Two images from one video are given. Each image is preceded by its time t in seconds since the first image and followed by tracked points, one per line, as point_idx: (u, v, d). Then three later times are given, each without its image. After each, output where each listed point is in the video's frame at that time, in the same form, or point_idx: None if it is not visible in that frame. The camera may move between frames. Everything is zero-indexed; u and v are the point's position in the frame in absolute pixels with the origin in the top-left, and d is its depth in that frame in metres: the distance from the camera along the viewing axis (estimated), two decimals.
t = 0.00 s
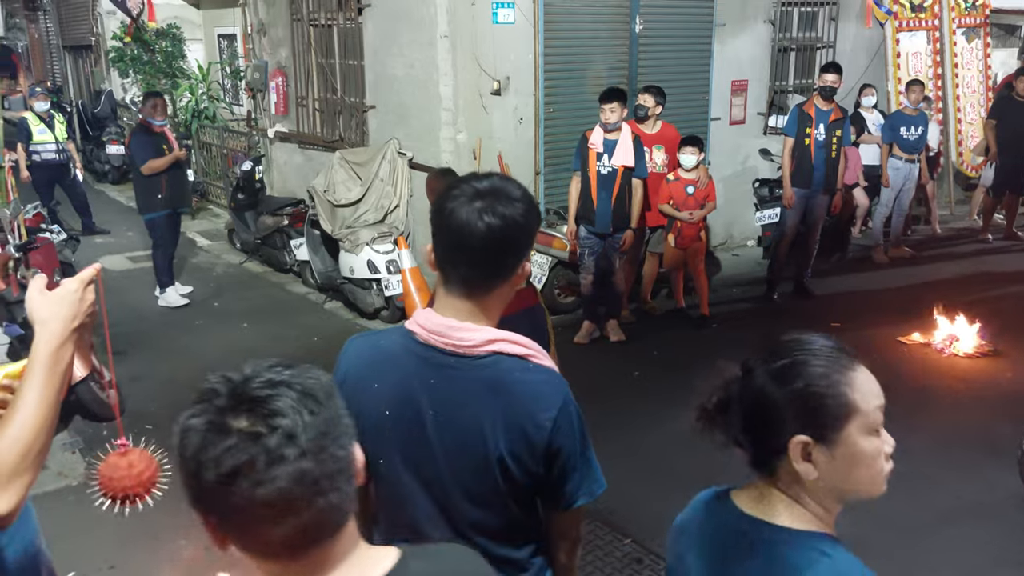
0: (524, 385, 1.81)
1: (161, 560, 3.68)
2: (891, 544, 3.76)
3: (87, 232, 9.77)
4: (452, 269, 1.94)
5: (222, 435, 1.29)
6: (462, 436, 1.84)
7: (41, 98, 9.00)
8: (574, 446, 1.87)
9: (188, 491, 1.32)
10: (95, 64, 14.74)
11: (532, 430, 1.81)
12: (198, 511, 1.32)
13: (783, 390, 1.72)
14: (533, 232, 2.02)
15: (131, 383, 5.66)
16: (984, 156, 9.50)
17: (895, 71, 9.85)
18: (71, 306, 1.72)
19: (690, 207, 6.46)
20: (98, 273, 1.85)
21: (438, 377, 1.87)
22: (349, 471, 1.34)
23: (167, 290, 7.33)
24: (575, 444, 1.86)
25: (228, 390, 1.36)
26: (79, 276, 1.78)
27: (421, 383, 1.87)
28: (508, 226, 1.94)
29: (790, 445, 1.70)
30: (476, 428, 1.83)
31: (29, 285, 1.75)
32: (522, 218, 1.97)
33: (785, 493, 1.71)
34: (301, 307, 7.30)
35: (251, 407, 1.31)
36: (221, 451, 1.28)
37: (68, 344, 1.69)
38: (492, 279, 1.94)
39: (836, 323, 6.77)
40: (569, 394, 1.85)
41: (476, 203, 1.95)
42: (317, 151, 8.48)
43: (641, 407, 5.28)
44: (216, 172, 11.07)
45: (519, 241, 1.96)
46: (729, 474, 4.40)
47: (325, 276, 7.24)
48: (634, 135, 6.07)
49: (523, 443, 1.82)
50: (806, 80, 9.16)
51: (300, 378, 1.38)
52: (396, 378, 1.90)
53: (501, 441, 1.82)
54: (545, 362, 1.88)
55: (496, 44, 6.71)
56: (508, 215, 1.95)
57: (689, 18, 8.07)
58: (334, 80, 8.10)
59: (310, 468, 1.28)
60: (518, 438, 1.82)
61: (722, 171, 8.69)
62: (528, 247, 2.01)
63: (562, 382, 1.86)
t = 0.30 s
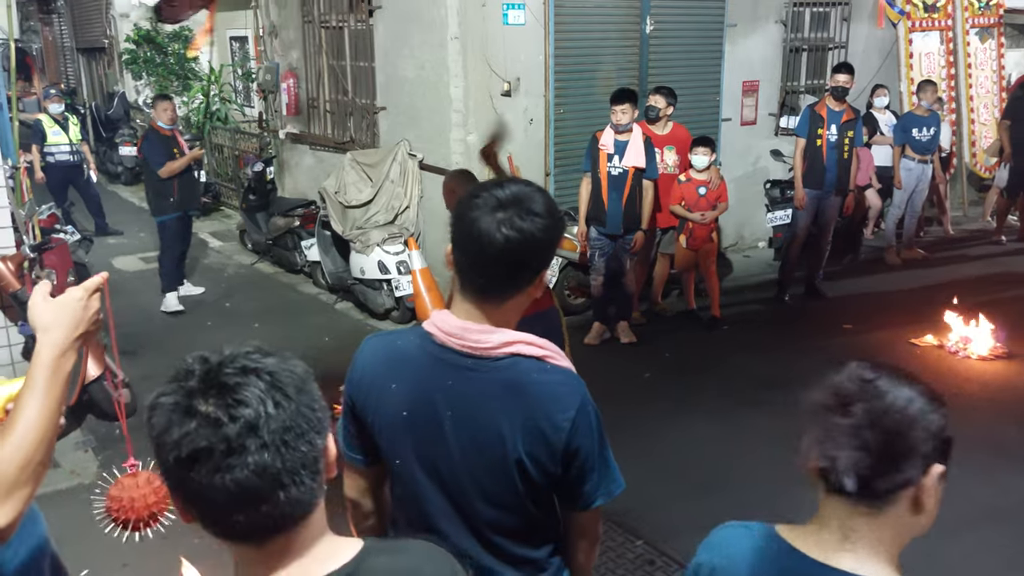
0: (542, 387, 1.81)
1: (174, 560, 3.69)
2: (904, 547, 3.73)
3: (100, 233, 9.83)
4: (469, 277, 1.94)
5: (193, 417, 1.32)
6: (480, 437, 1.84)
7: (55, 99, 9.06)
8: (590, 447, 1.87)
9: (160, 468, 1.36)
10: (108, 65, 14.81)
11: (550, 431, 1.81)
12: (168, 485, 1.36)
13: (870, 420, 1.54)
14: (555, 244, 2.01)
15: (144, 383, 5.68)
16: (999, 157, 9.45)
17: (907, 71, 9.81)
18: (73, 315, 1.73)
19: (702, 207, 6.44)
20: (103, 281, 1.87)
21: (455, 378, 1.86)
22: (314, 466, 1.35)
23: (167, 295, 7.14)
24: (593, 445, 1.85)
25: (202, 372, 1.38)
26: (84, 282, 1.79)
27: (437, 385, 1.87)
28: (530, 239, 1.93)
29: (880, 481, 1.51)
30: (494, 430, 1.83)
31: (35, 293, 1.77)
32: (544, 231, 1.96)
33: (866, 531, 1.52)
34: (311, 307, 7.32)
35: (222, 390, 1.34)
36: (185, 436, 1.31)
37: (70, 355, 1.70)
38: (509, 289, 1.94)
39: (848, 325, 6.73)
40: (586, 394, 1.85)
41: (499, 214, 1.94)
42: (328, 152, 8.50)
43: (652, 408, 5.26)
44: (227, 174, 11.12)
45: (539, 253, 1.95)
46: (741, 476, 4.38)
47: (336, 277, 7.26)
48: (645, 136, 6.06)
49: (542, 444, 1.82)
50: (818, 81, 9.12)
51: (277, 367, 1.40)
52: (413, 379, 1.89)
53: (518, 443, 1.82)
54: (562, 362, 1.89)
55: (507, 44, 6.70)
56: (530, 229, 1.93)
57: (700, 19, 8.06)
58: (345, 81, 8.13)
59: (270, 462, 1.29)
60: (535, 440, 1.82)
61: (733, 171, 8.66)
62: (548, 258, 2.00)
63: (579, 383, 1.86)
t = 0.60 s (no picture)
0: (554, 387, 1.82)
1: (183, 561, 3.71)
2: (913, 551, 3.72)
3: (110, 235, 9.88)
4: (480, 281, 1.94)
5: (266, 403, 1.32)
6: (493, 438, 1.84)
7: (65, 102, 9.11)
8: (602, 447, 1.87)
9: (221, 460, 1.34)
10: (118, 68, 14.88)
11: (563, 432, 1.81)
12: (228, 477, 1.34)
13: (938, 435, 1.49)
14: (564, 246, 2.02)
15: (153, 385, 5.71)
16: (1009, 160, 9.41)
17: (916, 74, 9.79)
18: (77, 316, 1.71)
19: (711, 210, 6.41)
20: (108, 279, 1.84)
21: (467, 380, 1.86)
22: (380, 454, 1.36)
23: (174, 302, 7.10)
24: (604, 446, 1.86)
25: (272, 361, 1.39)
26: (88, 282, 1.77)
27: (449, 386, 1.87)
28: (542, 242, 1.94)
29: (940, 495, 1.47)
30: (507, 431, 1.83)
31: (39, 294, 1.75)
32: (554, 233, 1.98)
33: (921, 546, 1.48)
34: (320, 310, 7.34)
35: (296, 377, 1.35)
36: (258, 419, 1.30)
37: (75, 357, 1.68)
38: (521, 292, 1.94)
39: (857, 329, 6.71)
40: (598, 395, 1.86)
41: (511, 217, 1.95)
42: (337, 155, 8.53)
43: (660, 411, 5.26)
44: (236, 176, 11.16)
45: (549, 256, 1.97)
46: (749, 480, 4.37)
47: (343, 279, 7.27)
48: (652, 139, 6.07)
49: (554, 445, 1.82)
50: (826, 83, 9.11)
51: (346, 357, 1.41)
52: (425, 381, 1.90)
53: (531, 444, 1.83)
54: (574, 363, 1.89)
55: (515, 47, 6.71)
56: (542, 231, 1.95)
57: (708, 22, 8.05)
58: (353, 84, 8.15)
59: (345, 446, 1.30)
60: (547, 441, 1.82)
61: (741, 174, 8.65)
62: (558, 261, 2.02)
63: (590, 383, 1.86)
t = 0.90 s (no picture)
0: (557, 391, 1.82)
1: (184, 565, 3.71)
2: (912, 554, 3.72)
3: (111, 239, 9.89)
4: (485, 283, 1.93)
5: (310, 411, 1.33)
6: (495, 443, 1.85)
7: (67, 106, 9.12)
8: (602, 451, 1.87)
9: (257, 470, 1.34)
10: (120, 72, 14.90)
11: (566, 436, 1.82)
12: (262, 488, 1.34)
13: (907, 416, 1.52)
14: (566, 245, 2.04)
15: (154, 389, 5.71)
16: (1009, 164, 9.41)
17: (917, 79, 9.81)
18: (68, 319, 1.71)
19: (713, 214, 6.41)
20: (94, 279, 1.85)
21: (469, 384, 1.86)
22: (418, 465, 1.37)
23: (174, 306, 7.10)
24: (604, 449, 1.86)
25: (314, 372, 1.41)
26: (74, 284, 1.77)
27: (450, 390, 1.87)
28: (547, 242, 1.95)
29: (906, 471, 1.49)
30: (509, 436, 1.83)
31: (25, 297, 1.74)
32: (557, 232, 1.98)
33: (893, 522, 1.51)
34: (321, 313, 7.34)
35: (336, 388, 1.37)
36: (307, 427, 1.31)
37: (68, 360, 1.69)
38: (527, 292, 1.95)
39: (858, 333, 6.71)
40: (599, 399, 1.86)
41: (515, 219, 1.95)
42: (338, 159, 8.54)
43: (661, 415, 5.26)
44: (237, 180, 11.17)
45: (553, 255, 1.98)
46: (750, 484, 4.37)
47: (345, 283, 7.27)
48: (653, 143, 6.08)
49: (555, 448, 1.82)
50: (827, 88, 9.12)
51: (385, 371, 1.44)
52: (427, 385, 1.90)
53: (533, 448, 1.83)
54: (576, 367, 1.90)
55: (516, 51, 6.71)
56: (546, 232, 1.96)
57: (709, 26, 8.07)
58: (355, 88, 8.16)
59: (388, 453, 1.32)
60: (548, 445, 1.82)
61: (743, 179, 8.66)
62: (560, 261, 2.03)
63: (592, 387, 1.87)
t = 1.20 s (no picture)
0: (568, 394, 1.81)
1: (192, 565, 3.71)
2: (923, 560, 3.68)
3: (124, 241, 9.93)
4: (496, 283, 1.93)
5: (251, 420, 1.31)
6: (507, 445, 1.83)
7: (81, 109, 9.17)
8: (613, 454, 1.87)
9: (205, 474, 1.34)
10: (133, 76, 14.99)
11: (577, 439, 1.81)
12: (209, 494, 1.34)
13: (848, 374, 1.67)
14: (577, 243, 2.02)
15: (164, 391, 5.73)
16: None
17: (931, 81, 9.74)
18: (77, 317, 1.76)
19: (724, 217, 6.38)
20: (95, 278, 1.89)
21: (482, 386, 1.84)
22: (367, 476, 1.35)
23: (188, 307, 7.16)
24: (615, 453, 1.85)
25: (261, 378, 1.38)
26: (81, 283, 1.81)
27: (462, 393, 1.85)
28: (558, 240, 1.94)
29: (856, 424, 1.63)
30: (520, 439, 1.82)
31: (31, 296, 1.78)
32: (568, 229, 1.97)
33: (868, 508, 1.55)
34: (331, 316, 7.35)
35: (282, 396, 1.34)
36: (243, 435, 1.30)
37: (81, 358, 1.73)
38: (538, 292, 1.94)
39: (871, 337, 6.66)
40: (611, 402, 1.85)
41: (525, 218, 1.93)
42: (349, 163, 8.55)
43: (670, 419, 5.23)
44: (249, 183, 11.20)
45: (564, 253, 1.97)
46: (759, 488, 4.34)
47: (355, 286, 7.28)
48: (663, 146, 6.06)
49: (568, 452, 1.81)
50: (839, 91, 9.09)
51: (334, 378, 1.41)
52: (438, 387, 1.87)
53: (545, 451, 1.82)
54: (586, 371, 1.89)
55: (526, 53, 6.71)
56: (556, 231, 1.94)
57: (720, 29, 8.04)
58: (365, 91, 8.18)
59: (327, 465, 1.29)
60: (561, 448, 1.81)
61: (755, 182, 8.61)
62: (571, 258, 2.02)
63: (602, 390, 1.86)
